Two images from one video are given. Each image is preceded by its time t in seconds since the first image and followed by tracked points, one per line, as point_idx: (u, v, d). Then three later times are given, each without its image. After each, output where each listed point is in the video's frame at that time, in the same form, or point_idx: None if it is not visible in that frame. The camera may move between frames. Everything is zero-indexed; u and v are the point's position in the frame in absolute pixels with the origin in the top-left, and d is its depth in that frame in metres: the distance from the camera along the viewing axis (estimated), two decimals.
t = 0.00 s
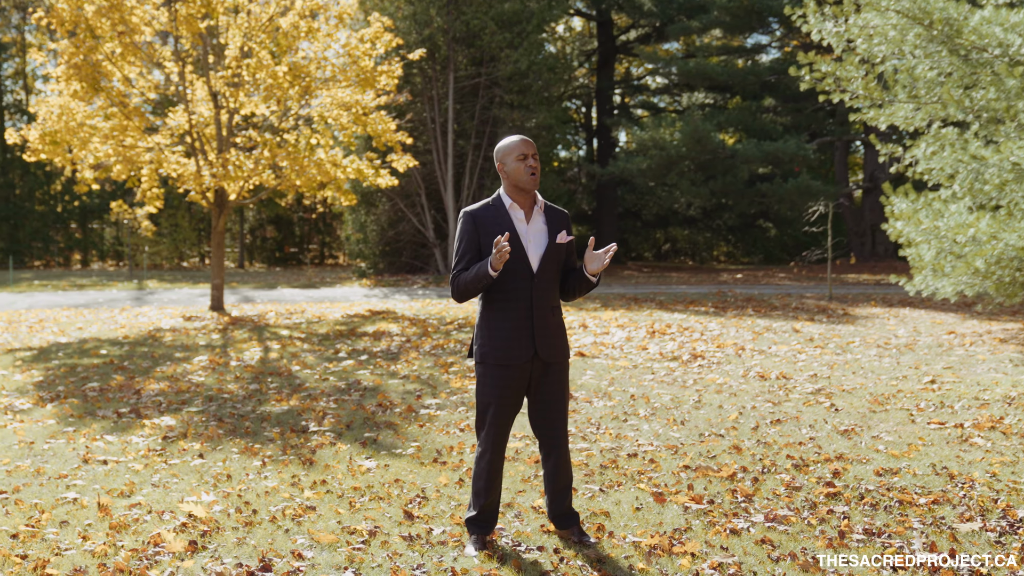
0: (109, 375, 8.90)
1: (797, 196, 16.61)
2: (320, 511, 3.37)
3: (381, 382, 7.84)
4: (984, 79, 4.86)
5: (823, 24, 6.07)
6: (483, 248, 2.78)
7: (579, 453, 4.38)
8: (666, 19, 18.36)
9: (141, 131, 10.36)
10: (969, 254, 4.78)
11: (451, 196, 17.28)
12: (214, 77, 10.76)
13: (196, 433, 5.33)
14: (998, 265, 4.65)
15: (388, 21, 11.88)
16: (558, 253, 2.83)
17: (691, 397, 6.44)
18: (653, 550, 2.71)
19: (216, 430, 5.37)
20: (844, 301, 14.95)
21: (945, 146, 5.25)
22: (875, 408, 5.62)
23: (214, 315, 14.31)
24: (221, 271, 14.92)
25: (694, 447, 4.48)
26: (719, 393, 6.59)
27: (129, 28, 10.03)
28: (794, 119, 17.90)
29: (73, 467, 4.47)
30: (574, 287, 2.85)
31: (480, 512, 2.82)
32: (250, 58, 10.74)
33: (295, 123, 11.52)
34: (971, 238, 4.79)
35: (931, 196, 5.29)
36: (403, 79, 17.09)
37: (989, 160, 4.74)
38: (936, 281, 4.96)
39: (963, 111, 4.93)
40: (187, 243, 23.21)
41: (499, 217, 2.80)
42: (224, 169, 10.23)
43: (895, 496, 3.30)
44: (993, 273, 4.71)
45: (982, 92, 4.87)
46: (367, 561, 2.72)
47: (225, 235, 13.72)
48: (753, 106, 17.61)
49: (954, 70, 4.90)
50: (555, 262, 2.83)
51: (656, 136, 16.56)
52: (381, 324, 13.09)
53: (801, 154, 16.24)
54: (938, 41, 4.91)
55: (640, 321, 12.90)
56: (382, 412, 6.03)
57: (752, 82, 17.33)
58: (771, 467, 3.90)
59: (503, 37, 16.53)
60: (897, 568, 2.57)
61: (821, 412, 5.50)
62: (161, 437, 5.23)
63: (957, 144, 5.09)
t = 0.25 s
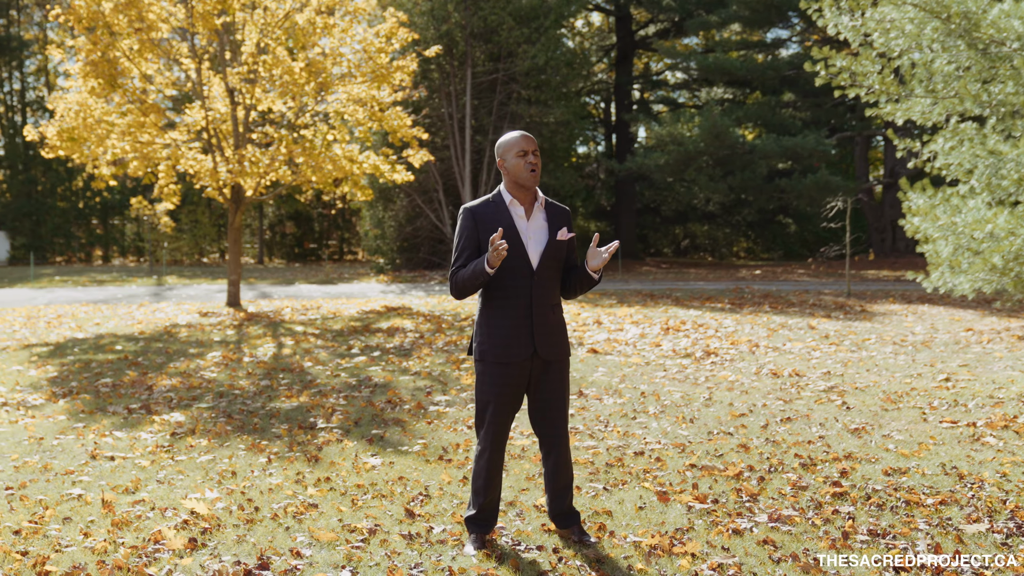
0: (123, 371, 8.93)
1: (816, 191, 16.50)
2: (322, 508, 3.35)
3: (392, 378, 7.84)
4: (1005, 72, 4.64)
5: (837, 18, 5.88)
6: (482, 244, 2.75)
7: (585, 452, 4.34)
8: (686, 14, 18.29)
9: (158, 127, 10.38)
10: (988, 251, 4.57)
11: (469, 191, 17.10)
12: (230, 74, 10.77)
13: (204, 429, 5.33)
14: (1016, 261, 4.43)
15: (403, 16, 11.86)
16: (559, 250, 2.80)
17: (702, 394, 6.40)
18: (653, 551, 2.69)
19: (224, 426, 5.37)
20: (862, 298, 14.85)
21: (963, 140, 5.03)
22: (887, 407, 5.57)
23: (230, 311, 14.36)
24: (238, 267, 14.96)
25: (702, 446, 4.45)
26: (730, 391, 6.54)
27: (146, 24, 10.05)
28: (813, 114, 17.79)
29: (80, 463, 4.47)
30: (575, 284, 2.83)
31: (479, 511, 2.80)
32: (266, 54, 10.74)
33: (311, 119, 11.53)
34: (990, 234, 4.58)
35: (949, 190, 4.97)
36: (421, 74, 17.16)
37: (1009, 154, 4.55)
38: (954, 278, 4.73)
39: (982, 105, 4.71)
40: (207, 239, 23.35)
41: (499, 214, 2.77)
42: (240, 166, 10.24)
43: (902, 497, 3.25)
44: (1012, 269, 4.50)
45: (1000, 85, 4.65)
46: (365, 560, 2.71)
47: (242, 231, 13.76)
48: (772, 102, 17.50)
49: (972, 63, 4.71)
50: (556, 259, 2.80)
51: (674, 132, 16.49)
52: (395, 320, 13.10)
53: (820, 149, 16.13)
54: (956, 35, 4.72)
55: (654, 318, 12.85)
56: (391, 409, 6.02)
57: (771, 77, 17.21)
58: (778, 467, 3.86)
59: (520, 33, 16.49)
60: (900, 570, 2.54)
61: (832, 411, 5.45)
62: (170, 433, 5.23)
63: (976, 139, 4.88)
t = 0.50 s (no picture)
0: (137, 367, 8.97)
1: (837, 187, 16.38)
2: (323, 506, 3.34)
3: (404, 376, 7.83)
4: None
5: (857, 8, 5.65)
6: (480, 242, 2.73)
7: (590, 451, 4.31)
8: (707, 9, 18.25)
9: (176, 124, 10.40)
10: (1006, 247, 4.32)
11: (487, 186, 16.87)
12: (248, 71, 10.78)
13: (213, 426, 5.33)
14: None
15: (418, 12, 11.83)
16: (559, 247, 2.77)
17: (713, 392, 6.36)
18: (651, 551, 2.66)
19: (233, 423, 5.37)
20: (882, 294, 14.73)
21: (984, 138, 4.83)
22: (900, 405, 5.51)
23: (247, 308, 14.41)
24: (256, 263, 15.00)
25: (709, 445, 4.41)
26: (742, 388, 6.49)
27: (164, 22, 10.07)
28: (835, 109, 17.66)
29: (88, 459, 4.48)
30: (575, 282, 2.80)
31: (478, 510, 2.79)
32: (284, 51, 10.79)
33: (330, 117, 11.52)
34: (1009, 231, 4.32)
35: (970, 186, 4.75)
36: (440, 70, 17.14)
37: None
38: (971, 276, 4.49)
39: (1000, 100, 4.55)
40: (230, 236, 23.47)
41: (497, 210, 2.74)
42: (257, 162, 10.26)
43: (909, 497, 3.20)
44: None
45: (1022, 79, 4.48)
46: (362, 559, 2.70)
47: (260, 228, 13.79)
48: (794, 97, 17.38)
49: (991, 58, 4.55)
50: (555, 257, 2.77)
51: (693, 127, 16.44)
52: (411, 317, 13.10)
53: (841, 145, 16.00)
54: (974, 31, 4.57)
55: (670, 315, 12.78)
56: (400, 406, 6.01)
57: (792, 72, 17.08)
58: (784, 466, 3.82)
59: (539, 29, 16.48)
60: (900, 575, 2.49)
61: (844, 409, 5.39)
62: (179, 430, 5.24)
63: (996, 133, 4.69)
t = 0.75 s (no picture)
0: (152, 364, 9.00)
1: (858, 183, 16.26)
2: (324, 505, 3.34)
3: (416, 373, 7.83)
4: None
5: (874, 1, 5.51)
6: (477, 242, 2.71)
7: (596, 451, 4.28)
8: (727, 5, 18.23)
9: (195, 121, 10.43)
10: None
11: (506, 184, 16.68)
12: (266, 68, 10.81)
13: (222, 423, 5.34)
14: None
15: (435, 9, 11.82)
16: (557, 246, 2.75)
17: (724, 390, 6.32)
18: (649, 553, 2.64)
19: (242, 421, 5.38)
20: (902, 291, 14.61)
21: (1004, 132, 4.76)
22: (913, 404, 5.45)
23: (265, 304, 14.45)
24: (274, 260, 15.05)
25: (717, 444, 4.38)
26: (754, 387, 6.45)
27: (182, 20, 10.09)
28: (856, 104, 17.55)
29: (96, 457, 4.49)
30: (573, 282, 2.78)
31: (476, 510, 2.78)
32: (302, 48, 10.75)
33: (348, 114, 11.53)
34: None
35: (989, 181, 4.67)
36: (459, 67, 17.04)
37: None
38: (990, 272, 4.47)
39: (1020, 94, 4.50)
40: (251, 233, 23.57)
41: (495, 210, 2.72)
42: (274, 160, 10.28)
43: (915, 499, 3.17)
44: None
45: None
46: (359, 559, 2.69)
47: (277, 225, 13.83)
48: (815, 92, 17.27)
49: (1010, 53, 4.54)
50: (554, 256, 2.75)
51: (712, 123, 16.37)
52: (427, 313, 13.10)
53: (862, 140, 15.87)
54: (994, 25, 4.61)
55: (686, 312, 12.73)
56: (410, 404, 6.00)
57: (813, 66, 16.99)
58: (790, 466, 3.78)
59: (558, 25, 16.49)
60: None
61: (856, 408, 5.34)
62: (188, 428, 5.25)
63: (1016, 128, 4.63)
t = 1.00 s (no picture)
0: (167, 361, 9.04)
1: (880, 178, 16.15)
2: (327, 505, 3.34)
3: (428, 371, 7.83)
4: None
5: None
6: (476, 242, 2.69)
7: (602, 450, 4.26)
8: None
9: (212, 118, 10.45)
10: None
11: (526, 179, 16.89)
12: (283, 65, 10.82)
13: (231, 422, 5.35)
14: None
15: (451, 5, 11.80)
16: (557, 247, 2.73)
17: (736, 389, 6.28)
18: (648, 556, 2.63)
19: (251, 419, 5.39)
20: (922, 288, 14.50)
21: None
22: (925, 404, 5.39)
23: (281, 301, 14.50)
24: (291, 257, 15.09)
25: (724, 444, 4.35)
26: (765, 386, 6.40)
27: (200, 17, 10.14)
28: (878, 99, 17.42)
29: (105, 455, 4.51)
30: (573, 282, 2.75)
31: (475, 512, 2.76)
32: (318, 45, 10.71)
33: (365, 111, 11.52)
34: None
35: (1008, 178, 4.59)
36: (479, 63, 16.99)
37: None
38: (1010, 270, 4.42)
39: None
40: (271, 229, 23.67)
41: (494, 210, 2.70)
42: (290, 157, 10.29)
43: (920, 501, 3.13)
44: None
45: None
46: (357, 560, 2.68)
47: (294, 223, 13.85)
48: (836, 88, 17.15)
49: None
50: (553, 256, 2.73)
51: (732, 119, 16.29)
52: (442, 310, 13.10)
53: (883, 135, 15.74)
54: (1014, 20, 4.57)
55: (702, 309, 12.66)
56: (419, 402, 6.00)
57: (834, 61, 16.88)
58: (796, 467, 3.75)
59: (577, 20, 16.46)
60: None
61: (866, 408, 5.29)
62: (197, 426, 5.27)
63: None
